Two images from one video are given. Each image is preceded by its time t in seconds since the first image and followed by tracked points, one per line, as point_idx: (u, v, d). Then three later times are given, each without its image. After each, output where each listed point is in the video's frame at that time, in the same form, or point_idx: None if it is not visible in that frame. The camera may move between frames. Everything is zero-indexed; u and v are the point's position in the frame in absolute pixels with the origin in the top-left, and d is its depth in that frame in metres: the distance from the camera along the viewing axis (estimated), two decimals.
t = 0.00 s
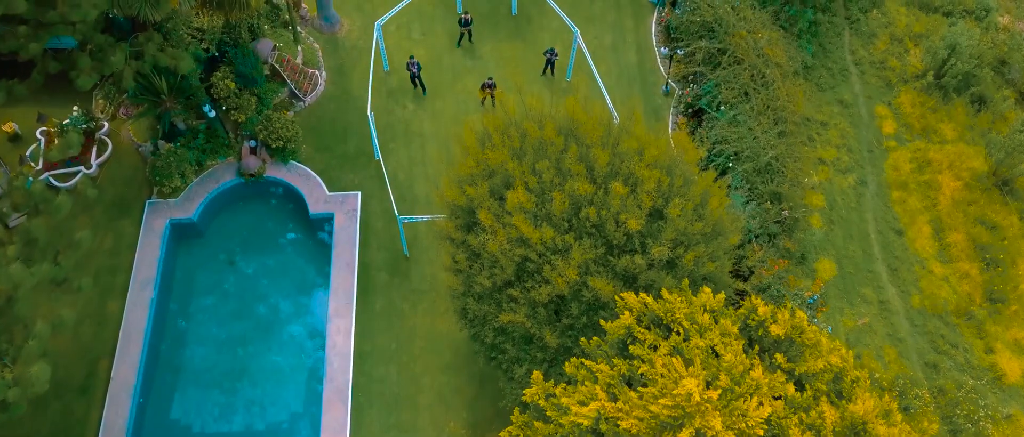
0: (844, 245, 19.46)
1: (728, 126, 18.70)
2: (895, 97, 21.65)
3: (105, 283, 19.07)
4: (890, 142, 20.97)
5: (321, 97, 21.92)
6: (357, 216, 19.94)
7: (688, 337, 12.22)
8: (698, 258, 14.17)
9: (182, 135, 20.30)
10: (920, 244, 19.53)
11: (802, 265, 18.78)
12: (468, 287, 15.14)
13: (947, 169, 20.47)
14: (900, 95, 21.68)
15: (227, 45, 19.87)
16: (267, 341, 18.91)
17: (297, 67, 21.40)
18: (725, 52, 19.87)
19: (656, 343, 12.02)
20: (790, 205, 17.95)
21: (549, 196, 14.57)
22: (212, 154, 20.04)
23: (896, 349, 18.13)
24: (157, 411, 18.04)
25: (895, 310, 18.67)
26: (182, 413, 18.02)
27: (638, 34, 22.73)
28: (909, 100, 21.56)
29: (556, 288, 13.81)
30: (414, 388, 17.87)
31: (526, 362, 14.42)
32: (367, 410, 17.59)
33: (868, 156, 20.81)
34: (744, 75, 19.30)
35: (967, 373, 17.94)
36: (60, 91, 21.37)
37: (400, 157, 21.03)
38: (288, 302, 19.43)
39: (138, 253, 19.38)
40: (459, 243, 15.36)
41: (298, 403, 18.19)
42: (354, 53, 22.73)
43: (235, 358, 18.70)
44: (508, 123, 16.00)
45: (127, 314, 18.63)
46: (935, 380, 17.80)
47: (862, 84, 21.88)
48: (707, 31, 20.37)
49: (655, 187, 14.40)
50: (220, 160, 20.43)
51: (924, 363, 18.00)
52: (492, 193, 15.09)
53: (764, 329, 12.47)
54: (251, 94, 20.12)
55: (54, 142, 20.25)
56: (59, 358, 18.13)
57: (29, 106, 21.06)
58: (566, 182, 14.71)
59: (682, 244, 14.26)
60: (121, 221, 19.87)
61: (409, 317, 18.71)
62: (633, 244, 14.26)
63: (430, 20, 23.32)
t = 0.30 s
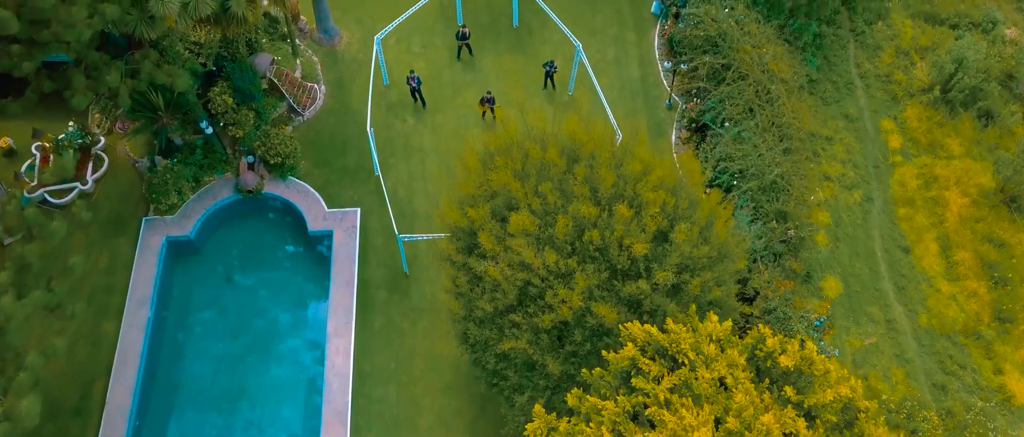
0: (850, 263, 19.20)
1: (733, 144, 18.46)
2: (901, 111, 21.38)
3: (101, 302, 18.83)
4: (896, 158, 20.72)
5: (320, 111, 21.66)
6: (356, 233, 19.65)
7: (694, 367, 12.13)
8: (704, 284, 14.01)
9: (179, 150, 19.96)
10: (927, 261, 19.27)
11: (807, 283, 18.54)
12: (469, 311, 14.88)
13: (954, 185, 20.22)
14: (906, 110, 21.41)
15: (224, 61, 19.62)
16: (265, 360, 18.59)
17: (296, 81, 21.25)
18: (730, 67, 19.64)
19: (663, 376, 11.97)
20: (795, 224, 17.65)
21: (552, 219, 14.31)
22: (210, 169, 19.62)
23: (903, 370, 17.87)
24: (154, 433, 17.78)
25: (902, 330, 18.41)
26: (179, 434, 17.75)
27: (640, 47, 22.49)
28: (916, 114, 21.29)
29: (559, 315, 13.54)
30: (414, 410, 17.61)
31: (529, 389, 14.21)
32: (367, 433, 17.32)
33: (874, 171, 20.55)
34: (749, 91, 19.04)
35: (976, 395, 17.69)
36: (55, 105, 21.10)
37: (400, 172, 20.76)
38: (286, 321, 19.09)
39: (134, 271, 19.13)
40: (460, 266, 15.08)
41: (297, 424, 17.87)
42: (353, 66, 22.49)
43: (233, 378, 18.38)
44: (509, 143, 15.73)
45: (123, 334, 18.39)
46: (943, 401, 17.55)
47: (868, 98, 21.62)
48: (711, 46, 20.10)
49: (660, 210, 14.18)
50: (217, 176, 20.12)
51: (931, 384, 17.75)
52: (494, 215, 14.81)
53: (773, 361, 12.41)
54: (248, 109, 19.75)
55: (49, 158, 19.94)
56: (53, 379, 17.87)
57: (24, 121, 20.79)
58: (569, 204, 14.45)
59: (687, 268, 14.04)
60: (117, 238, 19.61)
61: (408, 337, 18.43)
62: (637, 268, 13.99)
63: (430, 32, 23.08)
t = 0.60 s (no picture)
0: (856, 281, 18.93)
1: (737, 161, 18.22)
2: (907, 126, 21.13)
3: (96, 321, 18.53)
4: (902, 173, 20.45)
5: (319, 125, 21.39)
6: (355, 251, 19.39)
7: (699, 400, 11.98)
8: (710, 310, 13.79)
9: (177, 166, 19.75)
10: (935, 279, 18.99)
11: (813, 302, 18.28)
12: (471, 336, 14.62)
13: (961, 202, 19.98)
14: (912, 124, 21.16)
15: (221, 75, 19.37)
16: (263, 380, 18.28)
17: (294, 95, 20.98)
18: (734, 83, 19.38)
19: (666, 410, 11.89)
20: (801, 243, 17.37)
21: (555, 243, 14.04)
22: (207, 185, 19.50)
23: (911, 391, 17.62)
24: None
25: (910, 349, 18.14)
26: None
27: (642, 60, 22.21)
28: (922, 129, 21.04)
29: (563, 342, 13.28)
30: (414, 432, 17.34)
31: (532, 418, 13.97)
32: None
33: (880, 187, 20.28)
34: (754, 107, 18.76)
35: (984, 416, 17.44)
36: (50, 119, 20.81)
37: (399, 187, 20.47)
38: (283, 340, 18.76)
39: (130, 290, 18.86)
40: (461, 289, 14.78)
41: None
42: (353, 79, 22.22)
43: (230, 399, 18.07)
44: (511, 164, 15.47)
45: (119, 355, 18.12)
46: (951, 423, 17.30)
47: (874, 112, 21.35)
48: (715, 60, 19.85)
49: (666, 233, 13.94)
50: (215, 192, 19.87)
51: (940, 405, 17.50)
52: (495, 238, 14.53)
53: (782, 393, 12.18)
54: (246, 124, 19.56)
55: (44, 175, 19.82)
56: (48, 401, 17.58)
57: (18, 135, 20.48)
58: (572, 227, 14.18)
59: (693, 293, 13.81)
60: (113, 256, 19.32)
61: (408, 357, 18.16)
62: (642, 294, 13.73)
63: (430, 45, 22.81)
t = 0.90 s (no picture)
0: (863, 300, 18.66)
1: (742, 179, 17.97)
2: (914, 140, 20.87)
3: (92, 340, 18.25)
4: (909, 189, 20.19)
5: (318, 140, 21.16)
6: (354, 269, 19.12)
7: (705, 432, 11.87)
8: (717, 336, 13.53)
9: (174, 181, 19.52)
10: (942, 298, 18.73)
11: (819, 322, 18.03)
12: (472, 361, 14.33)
13: (969, 218, 19.71)
14: (918, 138, 20.89)
15: (219, 90, 19.13)
16: (261, 400, 17.98)
17: (293, 109, 20.67)
18: (739, 98, 19.11)
19: None
20: (808, 263, 17.10)
21: (560, 267, 13.78)
22: (204, 201, 19.28)
23: (919, 412, 17.38)
24: None
25: (918, 370, 17.88)
26: None
27: (645, 72, 21.94)
28: (929, 143, 20.77)
29: (566, 370, 13.03)
30: None
31: None
32: None
33: (886, 202, 20.02)
34: (759, 123, 18.50)
35: None
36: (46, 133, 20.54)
37: (399, 203, 20.20)
38: (281, 360, 18.47)
39: (126, 309, 18.59)
40: (462, 314, 14.49)
41: None
42: (352, 92, 21.98)
43: (228, 419, 17.79)
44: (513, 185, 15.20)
45: (115, 376, 17.84)
46: None
47: (879, 126, 21.08)
48: (719, 75, 19.60)
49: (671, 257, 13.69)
50: (212, 208, 19.63)
51: (948, 427, 17.27)
52: (497, 262, 14.24)
53: (789, 427, 12.24)
54: (244, 140, 19.30)
55: (39, 190, 19.55)
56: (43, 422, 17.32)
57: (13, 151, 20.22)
58: (576, 250, 13.92)
59: (698, 319, 13.57)
60: (109, 274, 19.05)
61: (408, 377, 17.90)
62: (647, 320, 13.47)
63: (430, 57, 22.55)
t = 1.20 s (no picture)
0: (870, 318, 18.39)
1: (747, 196, 17.74)
2: (920, 155, 20.61)
3: (87, 360, 18.00)
4: (915, 204, 19.93)
5: (317, 154, 20.90)
6: (354, 286, 18.86)
7: None
8: (723, 362, 13.31)
9: (170, 197, 19.13)
10: (950, 317, 18.49)
11: (825, 341, 17.77)
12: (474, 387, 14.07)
13: (977, 234, 19.45)
14: (925, 153, 20.63)
15: (217, 105, 18.82)
16: (258, 420, 17.67)
17: (292, 123, 20.38)
18: (744, 114, 18.85)
19: None
20: (814, 282, 16.82)
21: (564, 292, 13.50)
22: (201, 217, 18.91)
23: (927, 433, 17.13)
24: None
25: (925, 390, 17.63)
26: None
27: (648, 85, 21.67)
28: (935, 158, 20.51)
29: (570, 398, 12.77)
30: None
31: None
32: None
33: (893, 218, 19.76)
34: (764, 140, 18.27)
35: None
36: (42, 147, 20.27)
37: (399, 219, 19.92)
38: (279, 379, 18.16)
39: (122, 328, 18.34)
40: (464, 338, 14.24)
41: None
42: (352, 105, 21.72)
43: None
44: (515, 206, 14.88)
45: (111, 397, 17.59)
46: None
47: (885, 140, 20.82)
48: (724, 90, 19.33)
49: (677, 281, 13.45)
50: (210, 224, 19.36)
51: None
52: (498, 285, 13.96)
53: None
54: (242, 155, 18.97)
55: (34, 207, 19.23)
56: None
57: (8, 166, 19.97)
58: (579, 274, 13.63)
59: (704, 345, 13.38)
60: (105, 292, 18.79)
61: (409, 398, 17.65)
62: (652, 346, 13.24)
63: (430, 70, 22.29)
